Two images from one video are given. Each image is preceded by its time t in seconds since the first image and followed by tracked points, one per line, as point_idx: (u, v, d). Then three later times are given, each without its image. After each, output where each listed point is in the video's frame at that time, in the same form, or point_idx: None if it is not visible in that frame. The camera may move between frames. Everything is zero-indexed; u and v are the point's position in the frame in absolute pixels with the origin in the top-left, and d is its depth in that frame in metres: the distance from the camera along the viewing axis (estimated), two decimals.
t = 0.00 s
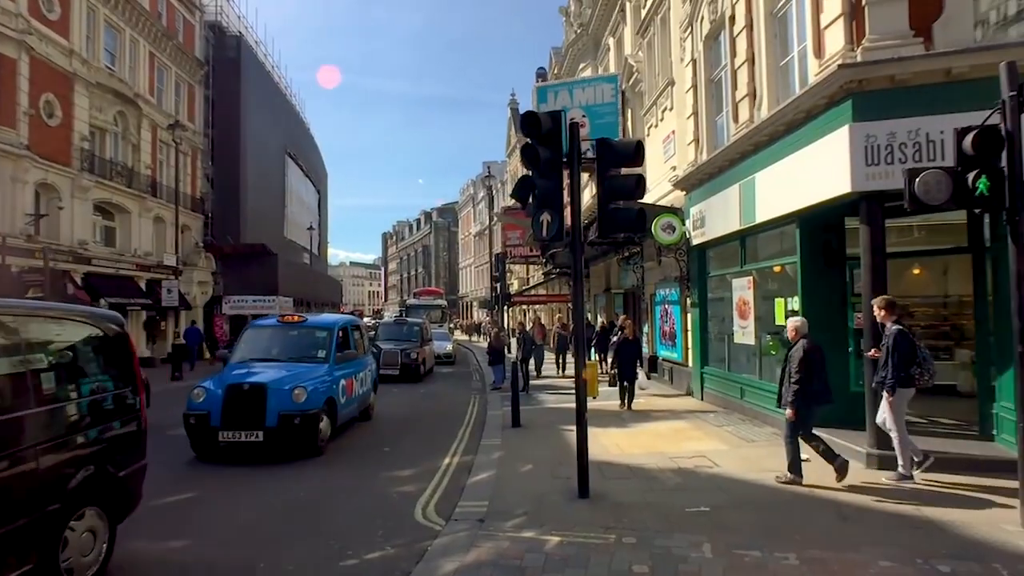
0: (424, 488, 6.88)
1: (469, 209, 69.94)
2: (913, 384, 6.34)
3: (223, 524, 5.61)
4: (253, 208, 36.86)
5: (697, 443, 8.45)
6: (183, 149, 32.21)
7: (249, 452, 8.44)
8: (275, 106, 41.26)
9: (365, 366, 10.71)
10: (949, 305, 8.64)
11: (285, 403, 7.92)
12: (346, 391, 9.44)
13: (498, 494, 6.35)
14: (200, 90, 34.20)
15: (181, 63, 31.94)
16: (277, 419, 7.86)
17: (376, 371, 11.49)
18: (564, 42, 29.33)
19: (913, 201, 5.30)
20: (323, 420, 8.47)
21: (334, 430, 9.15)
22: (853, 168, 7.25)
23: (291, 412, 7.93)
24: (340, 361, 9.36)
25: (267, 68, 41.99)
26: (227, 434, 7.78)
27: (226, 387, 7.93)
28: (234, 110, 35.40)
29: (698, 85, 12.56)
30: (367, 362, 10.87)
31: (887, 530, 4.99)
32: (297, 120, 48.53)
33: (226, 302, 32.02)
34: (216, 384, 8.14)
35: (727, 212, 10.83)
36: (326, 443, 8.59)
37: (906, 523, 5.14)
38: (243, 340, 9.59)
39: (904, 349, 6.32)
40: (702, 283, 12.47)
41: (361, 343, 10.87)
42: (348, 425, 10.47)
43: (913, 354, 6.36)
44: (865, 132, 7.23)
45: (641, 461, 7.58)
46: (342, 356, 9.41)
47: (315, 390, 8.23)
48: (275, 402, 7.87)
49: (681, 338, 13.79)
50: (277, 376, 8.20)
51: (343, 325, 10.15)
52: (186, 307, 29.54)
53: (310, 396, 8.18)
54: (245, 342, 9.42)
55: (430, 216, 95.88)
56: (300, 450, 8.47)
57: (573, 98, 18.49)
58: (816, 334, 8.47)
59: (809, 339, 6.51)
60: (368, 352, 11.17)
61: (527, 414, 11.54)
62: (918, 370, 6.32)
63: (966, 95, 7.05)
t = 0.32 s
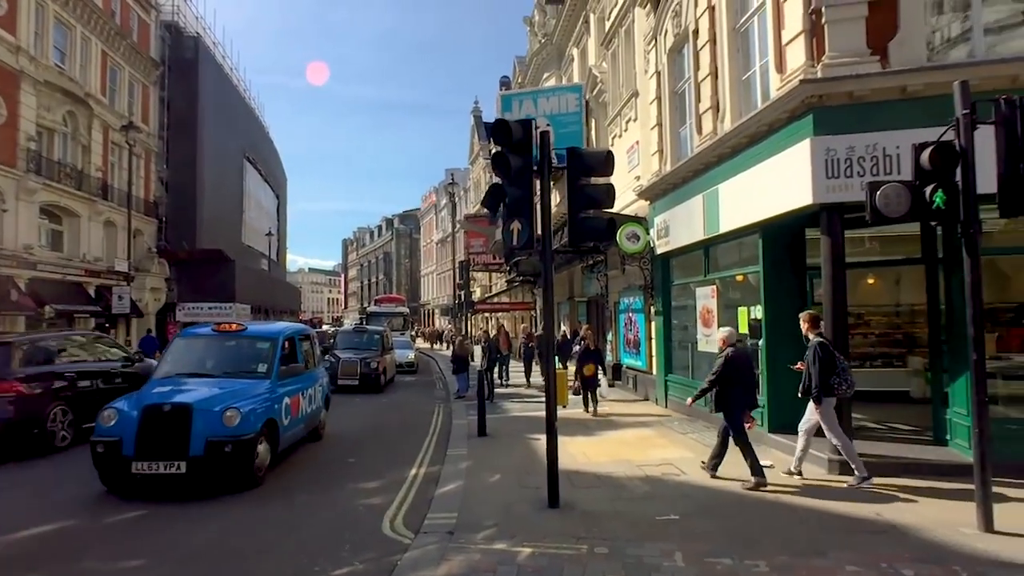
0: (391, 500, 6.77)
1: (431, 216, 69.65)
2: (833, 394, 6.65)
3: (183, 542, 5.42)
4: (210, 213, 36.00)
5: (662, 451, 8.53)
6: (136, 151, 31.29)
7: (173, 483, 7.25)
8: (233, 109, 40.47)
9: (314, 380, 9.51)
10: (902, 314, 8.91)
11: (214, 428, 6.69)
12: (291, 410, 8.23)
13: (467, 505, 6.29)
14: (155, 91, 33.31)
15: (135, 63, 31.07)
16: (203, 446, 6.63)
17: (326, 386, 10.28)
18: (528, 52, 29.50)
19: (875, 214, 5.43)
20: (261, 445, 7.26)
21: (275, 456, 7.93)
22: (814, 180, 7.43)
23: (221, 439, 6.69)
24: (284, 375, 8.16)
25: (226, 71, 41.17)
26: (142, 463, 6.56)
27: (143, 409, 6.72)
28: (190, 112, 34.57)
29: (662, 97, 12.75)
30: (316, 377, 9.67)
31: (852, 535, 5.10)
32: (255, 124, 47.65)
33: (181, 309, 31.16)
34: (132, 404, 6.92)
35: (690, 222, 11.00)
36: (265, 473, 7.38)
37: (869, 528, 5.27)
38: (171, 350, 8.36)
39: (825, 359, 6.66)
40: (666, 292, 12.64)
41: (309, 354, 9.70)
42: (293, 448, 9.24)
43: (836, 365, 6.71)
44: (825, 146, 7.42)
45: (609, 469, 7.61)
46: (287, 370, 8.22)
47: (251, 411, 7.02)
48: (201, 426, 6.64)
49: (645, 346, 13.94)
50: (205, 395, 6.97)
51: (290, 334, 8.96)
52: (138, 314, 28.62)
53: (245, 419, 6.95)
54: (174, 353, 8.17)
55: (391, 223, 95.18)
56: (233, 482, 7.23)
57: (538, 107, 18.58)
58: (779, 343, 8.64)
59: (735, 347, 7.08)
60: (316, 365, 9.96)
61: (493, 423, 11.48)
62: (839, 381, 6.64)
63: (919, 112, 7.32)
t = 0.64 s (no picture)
0: (355, 522, 6.61)
1: (394, 231, 69.23)
2: (757, 403, 7.18)
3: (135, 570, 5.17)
4: (166, 225, 35.09)
5: (629, 468, 8.54)
6: (88, 161, 30.40)
7: (61, 537, 5.81)
8: (191, 120, 39.68)
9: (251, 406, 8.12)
10: (858, 330, 9.09)
11: (112, 470, 5.31)
12: (218, 444, 6.85)
13: (434, 526, 6.17)
14: (109, 99, 32.48)
15: (89, 71, 30.28)
16: (97, 496, 5.23)
17: (266, 412, 8.90)
18: (492, 69, 29.75)
19: (837, 233, 5.54)
20: (175, 489, 5.89)
21: (197, 501, 6.52)
22: (777, 200, 7.59)
23: (121, 485, 5.32)
24: (211, 402, 6.78)
25: (185, 81, 40.43)
26: (9, 519, 5.08)
27: (18, 448, 5.26)
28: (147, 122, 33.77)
29: (627, 115, 12.93)
30: (253, 403, 8.26)
31: (818, 549, 5.16)
32: (214, 135, 46.81)
33: (133, 324, 30.21)
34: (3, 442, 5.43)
35: (655, 239, 11.12)
36: (179, 522, 6.00)
37: (834, 542, 5.34)
38: (72, 371, 6.95)
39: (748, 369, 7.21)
40: (631, 308, 12.74)
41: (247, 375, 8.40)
42: (222, 486, 7.82)
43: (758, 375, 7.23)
44: (787, 166, 7.60)
45: (577, 486, 7.58)
46: (213, 395, 6.89)
47: (161, 448, 5.64)
48: (94, 470, 5.24)
49: (609, 362, 14.02)
50: (103, 429, 5.56)
51: (220, 351, 7.65)
52: (87, 330, 27.64)
53: (154, 459, 5.58)
54: (77, 375, 6.78)
55: (353, 238, 94.24)
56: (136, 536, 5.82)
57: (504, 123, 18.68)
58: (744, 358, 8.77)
59: (667, 359, 7.43)
60: (256, 387, 8.62)
61: (459, 441, 11.35)
62: (761, 390, 7.18)
63: (875, 135, 7.57)
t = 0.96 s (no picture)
0: (315, 547, 6.39)
1: (358, 247, 68.56)
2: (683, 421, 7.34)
3: None
4: (121, 239, 34.12)
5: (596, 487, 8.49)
6: (38, 172, 29.48)
7: None
8: (150, 132, 38.85)
9: (172, 439, 6.56)
10: (819, 347, 9.23)
11: None
12: (117, 490, 5.28)
13: (398, 551, 6.00)
14: (62, 109, 31.62)
15: (42, 79, 29.46)
16: None
17: (196, 444, 7.34)
18: (459, 86, 29.85)
19: (801, 252, 5.60)
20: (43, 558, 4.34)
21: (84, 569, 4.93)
22: (741, 220, 7.69)
23: None
24: (106, 436, 5.25)
25: (144, 92, 39.64)
26: None
27: None
28: (103, 133, 32.88)
29: (593, 134, 13.05)
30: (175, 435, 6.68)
31: (785, 569, 5.15)
32: (174, 147, 45.83)
33: (83, 341, 29.20)
34: None
35: (622, 257, 11.19)
36: None
37: (800, 561, 5.34)
38: None
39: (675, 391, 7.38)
40: (596, 326, 12.77)
41: (170, 400, 6.90)
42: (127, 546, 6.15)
43: (685, 396, 7.40)
44: (751, 186, 7.71)
45: (544, 507, 7.48)
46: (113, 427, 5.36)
47: (22, 502, 4.12)
48: None
49: (575, 380, 14.01)
50: None
51: (133, 370, 6.16)
52: (33, 347, 26.60)
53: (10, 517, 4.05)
54: None
55: (316, 254, 93.05)
56: None
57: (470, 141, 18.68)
58: (709, 376, 8.83)
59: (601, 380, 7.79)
60: (182, 414, 7.11)
61: (423, 461, 11.15)
62: (687, 411, 7.34)
63: (835, 158, 7.74)
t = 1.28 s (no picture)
0: (284, 570, 6.18)
1: (332, 260, 67.97)
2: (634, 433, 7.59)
3: None
4: (87, 251, 33.34)
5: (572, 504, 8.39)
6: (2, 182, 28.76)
7: None
8: (119, 143, 38.19)
9: (77, 479, 5.07)
10: (792, 362, 9.29)
11: None
12: None
13: (370, 572, 5.83)
14: (28, 118, 30.96)
15: (7, 88, 28.83)
16: None
17: (117, 482, 5.90)
18: (435, 101, 29.90)
19: (777, 267, 5.61)
20: None
21: None
22: (717, 235, 7.73)
23: None
24: None
25: (113, 103, 39.02)
26: None
27: None
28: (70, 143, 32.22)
29: (569, 149, 13.10)
30: (82, 473, 5.20)
31: None
32: (143, 158, 45.06)
33: (45, 356, 28.37)
34: None
35: (597, 272, 11.19)
36: None
37: None
38: None
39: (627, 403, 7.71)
40: (572, 341, 12.74)
41: (77, 429, 5.37)
42: None
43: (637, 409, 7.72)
44: (726, 202, 7.77)
45: (520, 525, 7.37)
46: None
47: None
48: None
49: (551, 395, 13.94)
50: None
51: (22, 392, 4.64)
52: None
53: None
54: None
55: (289, 268, 92.05)
56: None
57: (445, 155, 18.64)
58: (685, 391, 8.84)
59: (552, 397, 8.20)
60: (93, 446, 5.58)
61: (397, 479, 10.94)
62: (640, 423, 7.64)
63: (808, 174, 7.84)
